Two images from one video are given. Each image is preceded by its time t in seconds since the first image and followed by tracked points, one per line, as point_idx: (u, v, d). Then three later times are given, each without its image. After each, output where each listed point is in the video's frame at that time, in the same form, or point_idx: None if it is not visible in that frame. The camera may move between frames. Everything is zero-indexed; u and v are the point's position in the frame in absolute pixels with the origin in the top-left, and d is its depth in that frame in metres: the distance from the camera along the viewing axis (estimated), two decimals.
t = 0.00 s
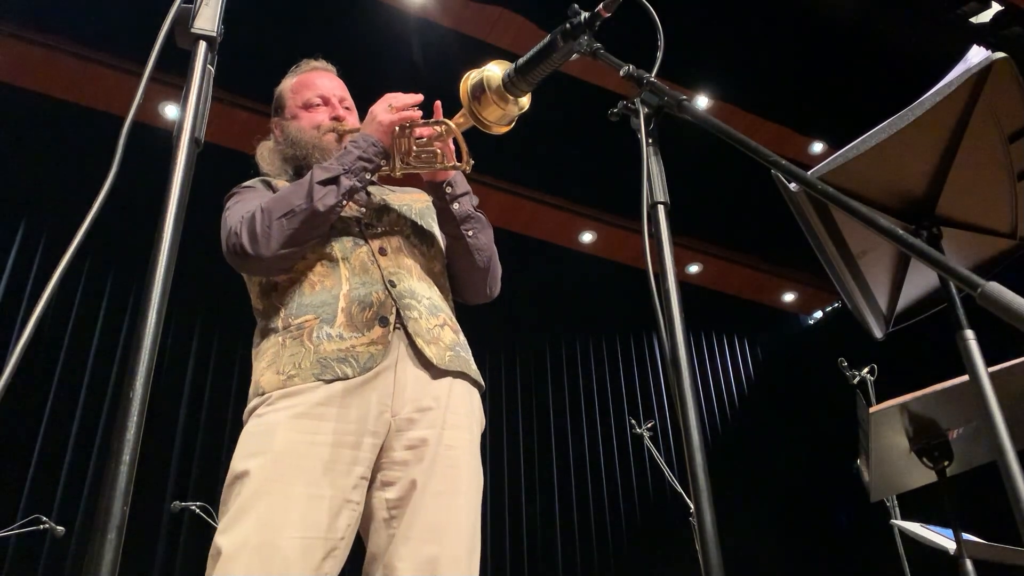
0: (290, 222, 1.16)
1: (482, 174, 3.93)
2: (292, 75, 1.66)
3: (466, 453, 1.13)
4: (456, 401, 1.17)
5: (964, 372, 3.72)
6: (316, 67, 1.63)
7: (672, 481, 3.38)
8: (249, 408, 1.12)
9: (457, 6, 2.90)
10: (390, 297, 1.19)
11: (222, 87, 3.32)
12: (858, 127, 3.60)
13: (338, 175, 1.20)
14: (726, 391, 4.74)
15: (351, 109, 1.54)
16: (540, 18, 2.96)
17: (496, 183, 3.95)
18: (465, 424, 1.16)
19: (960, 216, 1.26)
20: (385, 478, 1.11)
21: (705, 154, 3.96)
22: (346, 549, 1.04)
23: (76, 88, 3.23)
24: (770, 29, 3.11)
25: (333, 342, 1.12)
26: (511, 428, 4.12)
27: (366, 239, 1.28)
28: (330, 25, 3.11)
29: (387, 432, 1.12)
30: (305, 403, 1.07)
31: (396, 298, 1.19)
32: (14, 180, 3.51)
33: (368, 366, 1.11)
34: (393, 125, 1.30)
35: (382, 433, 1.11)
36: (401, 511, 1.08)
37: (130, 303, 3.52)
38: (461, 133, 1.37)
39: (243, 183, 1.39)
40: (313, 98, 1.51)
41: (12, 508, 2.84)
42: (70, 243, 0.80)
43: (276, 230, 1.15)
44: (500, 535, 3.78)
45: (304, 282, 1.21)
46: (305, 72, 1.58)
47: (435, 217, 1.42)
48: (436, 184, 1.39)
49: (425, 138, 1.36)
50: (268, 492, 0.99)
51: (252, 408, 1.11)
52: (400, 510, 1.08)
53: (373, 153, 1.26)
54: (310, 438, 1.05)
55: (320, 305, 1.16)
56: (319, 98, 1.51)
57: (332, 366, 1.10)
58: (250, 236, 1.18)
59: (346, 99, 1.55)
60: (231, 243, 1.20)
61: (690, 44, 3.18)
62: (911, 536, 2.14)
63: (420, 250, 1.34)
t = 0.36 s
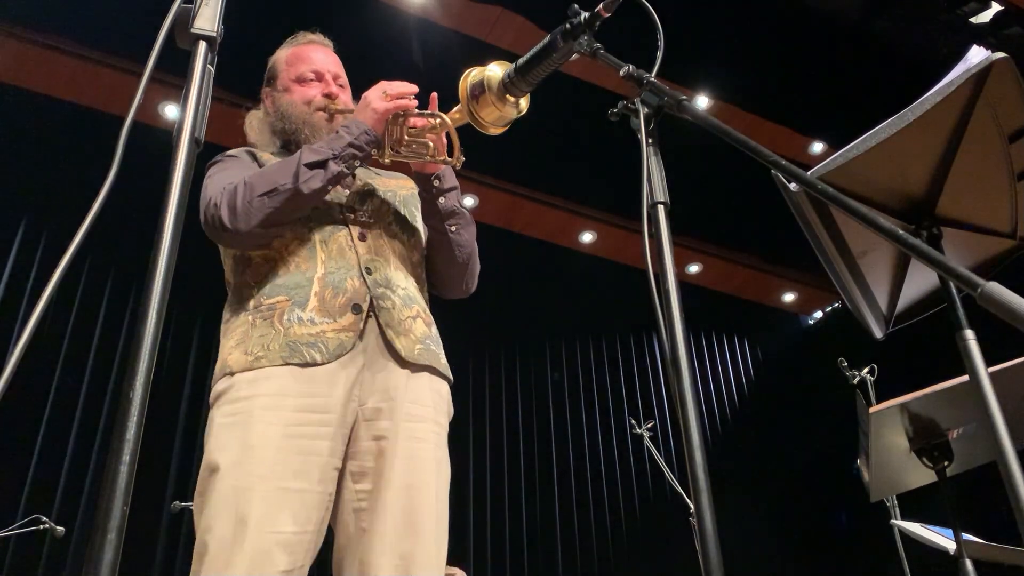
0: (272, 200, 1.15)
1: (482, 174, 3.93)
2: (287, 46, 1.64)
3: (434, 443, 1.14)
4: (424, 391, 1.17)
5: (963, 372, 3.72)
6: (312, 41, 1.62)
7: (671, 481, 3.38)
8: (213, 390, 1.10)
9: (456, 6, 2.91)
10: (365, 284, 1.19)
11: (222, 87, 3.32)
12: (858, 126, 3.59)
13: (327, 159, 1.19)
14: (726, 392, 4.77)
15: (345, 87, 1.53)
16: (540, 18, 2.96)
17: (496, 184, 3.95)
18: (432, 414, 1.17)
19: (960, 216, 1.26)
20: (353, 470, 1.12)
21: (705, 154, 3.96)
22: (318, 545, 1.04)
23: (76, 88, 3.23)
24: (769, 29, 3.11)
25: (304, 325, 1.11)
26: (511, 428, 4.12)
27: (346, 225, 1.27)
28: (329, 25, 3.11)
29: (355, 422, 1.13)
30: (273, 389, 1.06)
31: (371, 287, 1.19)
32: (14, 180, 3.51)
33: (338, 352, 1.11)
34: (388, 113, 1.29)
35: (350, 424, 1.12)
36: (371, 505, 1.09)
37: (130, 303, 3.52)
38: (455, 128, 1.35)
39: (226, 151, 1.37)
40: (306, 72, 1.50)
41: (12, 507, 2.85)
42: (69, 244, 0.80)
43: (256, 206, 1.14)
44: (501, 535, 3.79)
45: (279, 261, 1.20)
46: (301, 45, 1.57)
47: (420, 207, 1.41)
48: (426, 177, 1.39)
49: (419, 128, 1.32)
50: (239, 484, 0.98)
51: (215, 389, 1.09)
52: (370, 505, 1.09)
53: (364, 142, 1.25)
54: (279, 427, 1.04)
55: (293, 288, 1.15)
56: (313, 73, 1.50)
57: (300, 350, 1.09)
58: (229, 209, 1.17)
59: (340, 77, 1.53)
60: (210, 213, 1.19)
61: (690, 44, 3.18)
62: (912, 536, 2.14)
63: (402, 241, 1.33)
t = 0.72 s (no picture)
0: (246, 168, 1.19)
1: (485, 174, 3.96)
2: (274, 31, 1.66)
3: (394, 450, 1.20)
4: (381, 399, 1.22)
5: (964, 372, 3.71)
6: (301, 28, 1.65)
7: (672, 481, 3.37)
8: (164, 378, 1.13)
9: (456, 6, 2.91)
10: (325, 284, 1.22)
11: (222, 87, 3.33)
12: (858, 126, 3.60)
13: (308, 134, 1.24)
14: (726, 392, 4.77)
15: (330, 75, 1.55)
16: (540, 18, 2.96)
17: (495, 183, 3.96)
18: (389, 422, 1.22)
19: (959, 217, 1.26)
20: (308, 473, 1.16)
21: (704, 154, 3.96)
22: (270, 547, 1.08)
23: (76, 88, 3.24)
24: (768, 29, 3.11)
25: (260, 318, 1.14)
26: (511, 429, 4.12)
27: (310, 218, 1.30)
28: (330, 26, 3.12)
29: (307, 431, 1.15)
30: (227, 388, 1.09)
31: (330, 287, 1.22)
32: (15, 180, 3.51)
33: (292, 351, 1.13)
34: (374, 99, 1.34)
35: (301, 430, 1.14)
36: (329, 507, 1.14)
37: (130, 303, 3.52)
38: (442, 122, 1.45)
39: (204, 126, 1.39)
40: (293, 56, 1.52)
41: (12, 508, 2.84)
42: (70, 243, 0.81)
43: (230, 172, 1.19)
44: (501, 535, 3.79)
45: (240, 246, 1.23)
46: (289, 29, 1.60)
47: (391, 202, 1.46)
48: (406, 171, 1.46)
49: (404, 119, 1.41)
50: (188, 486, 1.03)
51: (167, 376, 1.12)
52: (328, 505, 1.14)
53: (347, 121, 1.30)
54: (230, 429, 1.07)
55: (252, 279, 1.19)
56: (300, 58, 1.52)
57: (255, 345, 1.12)
58: (201, 177, 1.20)
59: (326, 64, 1.56)
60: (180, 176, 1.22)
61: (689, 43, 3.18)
62: (912, 536, 2.14)
63: (369, 241, 1.35)
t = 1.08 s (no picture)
0: (257, 187, 1.20)
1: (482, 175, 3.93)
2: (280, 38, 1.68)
3: (412, 449, 1.21)
4: (402, 396, 1.23)
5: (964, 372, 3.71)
6: (305, 35, 1.66)
7: (672, 481, 3.36)
8: (190, 382, 1.15)
9: (456, 6, 2.91)
10: (345, 285, 1.25)
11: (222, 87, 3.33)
12: (857, 127, 3.60)
13: (317, 149, 1.25)
14: (726, 391, 4.68)
15: (333, 84, 1.57)
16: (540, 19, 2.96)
17: (495, 183, 3.94)
18: (409, 419, 1.23)
19: (959, 217, 1.25)
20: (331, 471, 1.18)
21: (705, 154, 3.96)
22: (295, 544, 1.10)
23: (76, 89, 3.24)
24: (768, 29, 3.12)
25: (283, 323, 1.17)
26: (511, 429, 4.11)
27: (329, 222, 1.33)
28: (330, 26, 3.12)
29: (332, 426, 1.18)
30: (252, 389, 1.11)
31: (350, 288, 1.25)
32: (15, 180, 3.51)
33: (315, 353, 1.16)
34: (378, 108, 1.35)
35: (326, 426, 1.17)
36: (346, 508, 1.15)
37: (130, 303, 3.52)
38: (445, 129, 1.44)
39: (211, 141, 1.41)
40: (297, 67, 1.53)
41: (12, 509, 2.85)
42: (70, 244, 0.81)
43: (242, 191, 1.20)
44: (501, 534, 3.78)
45: (259, 255, 1.26)
46: (293, 38, 1.61)
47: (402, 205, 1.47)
48: (412, 177, 1.46)
49: (408, 128, 1.41)
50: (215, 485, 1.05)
51: (192, 379, 1.15)
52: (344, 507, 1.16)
53: (354, 134, 1.31)
54: (257, 429, 1.10)
55: (273, 284, 1.21)
56: (303, 68, 1.53)
57: (278, 348, 1.14)
58: (213, 194, 1.22)
59: (329, 73, 1.58)
60: (193, 196, 1.23)
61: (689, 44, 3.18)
62: (912, 536, 2.14)
63: (384, 240, 1.38)
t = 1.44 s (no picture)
0: (284, 207, 1.25)
1: (482, 175, 3.94)
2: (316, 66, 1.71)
3: (443, 461, 1.18)
4: (434, 409, 1.20)
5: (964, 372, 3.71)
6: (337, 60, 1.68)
7: (671, 481, 3.36)
8: (235, 403, 1.19)
9: (456, 6, 2.91)
10: (375, 298, 1.25)
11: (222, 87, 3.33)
12: (858, 127, 3.60)
13: (337, 167, 1.27)
14: (726, 392, 4.72)
15: (367, 105, 1.58)
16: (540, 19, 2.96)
17: (494, 184, 3.96)
18: (439, 433, 1.19)
19: (958, 216, 1.25)
20: (364, 485, 1.17)
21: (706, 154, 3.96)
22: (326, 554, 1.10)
23: (77, 90, 3.24)
24: (769, 30, 3.12)
25: (316, 342, 1.19)
26: (511, 429, 4.12)
27: (361, 240, 1.34)
28: (330, 26, 3.12)
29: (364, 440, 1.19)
30: (283, 408, 1.14)
31: (381, 300, 1.24)
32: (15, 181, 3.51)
33: (347, 367, 1.18)
34: (398, 123, 1.34)
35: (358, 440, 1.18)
36: (374, 519, 1.13)
37: (130, 303, 3.52)
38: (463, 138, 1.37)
39: (255, 171, 1.47)
40: (329, 92, 1.55)
41: (13, 509, 2.85)
42: (70, 243, 0.81)
43: (269, 213, 1.26)
44: (500, 534, 3.79)
45: (296, 276, 1.29)
46: (326, 65, 1.63)
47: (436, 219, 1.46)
48: (438, 187, 1.40)
49: (430, 138, 1.35)
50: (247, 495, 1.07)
51: (238, 403, 1.19)
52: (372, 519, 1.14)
53: (375, 149, 1.31)
54: (289, 442, 1.11)
55: (308, 304, 1.23)
56: (335, 93, 1.55)
57: (311, 365, 1.16)
58: (246, 219, 1.28)
59: (363, 94, 1.59)
60: (231, 223, 1.31)
61: (690, 44, 3.19)
62: (912, 536, 2.14)
63: (416, 250, 1.38)
